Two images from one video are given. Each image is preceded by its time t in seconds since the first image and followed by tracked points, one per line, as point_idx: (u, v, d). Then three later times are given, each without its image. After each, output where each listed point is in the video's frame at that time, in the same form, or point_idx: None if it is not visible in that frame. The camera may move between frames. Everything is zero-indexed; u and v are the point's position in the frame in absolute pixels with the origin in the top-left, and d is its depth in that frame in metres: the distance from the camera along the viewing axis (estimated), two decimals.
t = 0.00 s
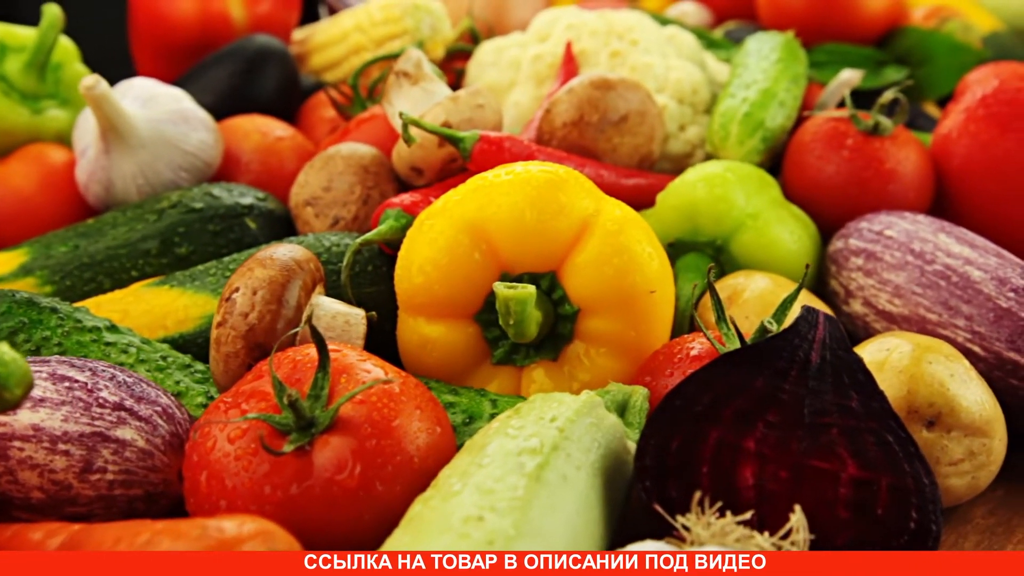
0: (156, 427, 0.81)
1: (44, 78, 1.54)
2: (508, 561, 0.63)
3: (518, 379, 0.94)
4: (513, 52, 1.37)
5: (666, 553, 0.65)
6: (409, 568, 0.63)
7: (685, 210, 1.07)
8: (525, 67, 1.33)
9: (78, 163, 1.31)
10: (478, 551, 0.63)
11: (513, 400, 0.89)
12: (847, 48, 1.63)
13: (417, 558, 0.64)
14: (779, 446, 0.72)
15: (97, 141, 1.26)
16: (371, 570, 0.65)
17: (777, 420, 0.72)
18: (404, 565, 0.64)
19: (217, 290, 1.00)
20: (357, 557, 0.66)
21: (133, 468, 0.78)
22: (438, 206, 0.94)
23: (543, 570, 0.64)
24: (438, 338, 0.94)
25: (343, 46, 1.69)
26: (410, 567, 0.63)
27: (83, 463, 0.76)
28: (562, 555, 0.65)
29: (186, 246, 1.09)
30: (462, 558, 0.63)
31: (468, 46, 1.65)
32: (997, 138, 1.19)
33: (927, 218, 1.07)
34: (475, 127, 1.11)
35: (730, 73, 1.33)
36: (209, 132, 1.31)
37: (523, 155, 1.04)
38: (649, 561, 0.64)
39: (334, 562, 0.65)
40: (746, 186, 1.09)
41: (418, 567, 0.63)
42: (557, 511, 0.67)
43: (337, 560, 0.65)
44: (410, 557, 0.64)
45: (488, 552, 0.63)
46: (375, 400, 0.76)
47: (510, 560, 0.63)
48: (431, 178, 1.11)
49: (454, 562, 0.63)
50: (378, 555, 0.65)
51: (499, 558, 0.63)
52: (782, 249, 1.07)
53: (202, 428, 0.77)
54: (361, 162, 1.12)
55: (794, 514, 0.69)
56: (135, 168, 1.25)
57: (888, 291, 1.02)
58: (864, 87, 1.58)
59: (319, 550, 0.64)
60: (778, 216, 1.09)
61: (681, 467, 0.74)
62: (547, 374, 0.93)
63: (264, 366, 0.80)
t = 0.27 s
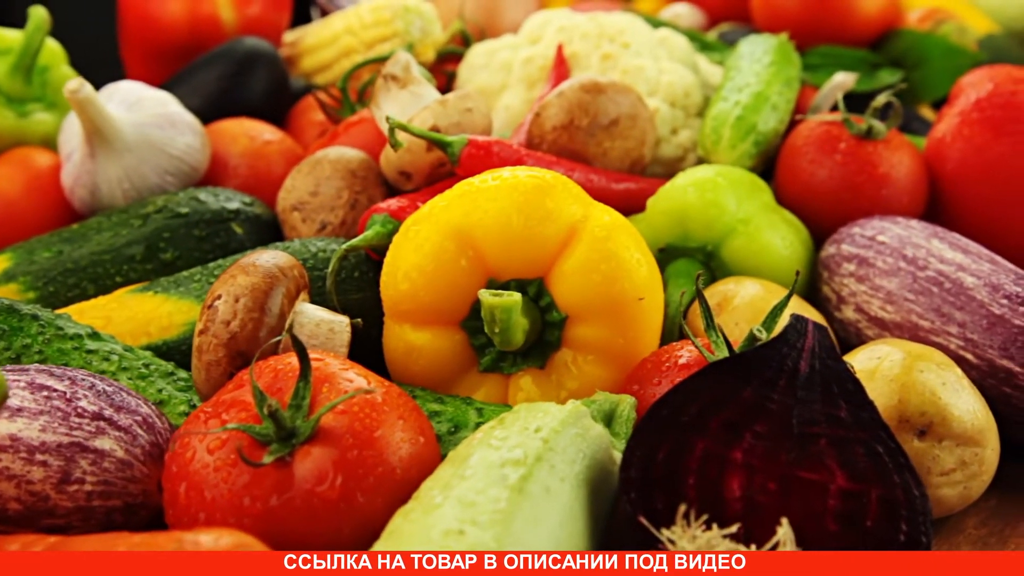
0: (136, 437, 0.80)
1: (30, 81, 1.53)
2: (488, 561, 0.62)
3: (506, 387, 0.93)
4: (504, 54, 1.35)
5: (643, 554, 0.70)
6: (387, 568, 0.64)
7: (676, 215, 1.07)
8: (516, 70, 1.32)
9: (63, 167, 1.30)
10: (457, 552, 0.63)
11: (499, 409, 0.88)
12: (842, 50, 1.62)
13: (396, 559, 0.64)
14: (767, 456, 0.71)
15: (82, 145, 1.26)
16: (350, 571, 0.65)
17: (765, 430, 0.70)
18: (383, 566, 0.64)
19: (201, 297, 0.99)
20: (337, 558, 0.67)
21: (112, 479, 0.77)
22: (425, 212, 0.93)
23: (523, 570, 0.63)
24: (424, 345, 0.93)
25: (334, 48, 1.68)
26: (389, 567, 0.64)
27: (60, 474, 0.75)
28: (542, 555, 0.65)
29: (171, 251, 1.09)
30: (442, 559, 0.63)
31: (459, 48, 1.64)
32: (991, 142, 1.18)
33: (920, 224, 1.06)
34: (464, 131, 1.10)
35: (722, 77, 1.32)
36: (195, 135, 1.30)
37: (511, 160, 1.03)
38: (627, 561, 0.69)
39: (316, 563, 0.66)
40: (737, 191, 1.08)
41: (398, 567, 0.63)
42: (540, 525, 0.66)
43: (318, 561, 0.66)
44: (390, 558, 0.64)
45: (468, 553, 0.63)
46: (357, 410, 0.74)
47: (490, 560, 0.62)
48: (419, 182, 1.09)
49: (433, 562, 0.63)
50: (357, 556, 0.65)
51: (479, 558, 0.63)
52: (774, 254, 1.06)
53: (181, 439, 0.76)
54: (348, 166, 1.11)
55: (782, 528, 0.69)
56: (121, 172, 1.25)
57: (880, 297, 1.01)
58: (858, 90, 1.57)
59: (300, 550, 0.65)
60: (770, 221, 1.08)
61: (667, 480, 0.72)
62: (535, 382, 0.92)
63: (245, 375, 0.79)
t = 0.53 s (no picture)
0: (115, 447, 0.78)
1: (16, 84, 1.52)
2: (468, 560, 0.63)
3: (492, 396, 0.92)
4: (495, 57, 1.34)
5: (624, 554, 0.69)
6: (368, 568, 0.65)
7: (666, 221, 1.06)
8: (506, 73, 1.31)
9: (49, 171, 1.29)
10: (436, 552, 0.63)
11: (485, 418, 0.87)
12: (836, 53, 1.61)
13: (376, 559, 0.65)
14: (754, 467, 0.69)
15: (67, 150, 1.25)
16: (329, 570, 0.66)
17: (752, 440, 0.69)
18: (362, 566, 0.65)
19: (184, 303, 0.98)
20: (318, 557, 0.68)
21: (90, 490, 0.76)
22: (411, 217, 0.92)
23: (503, 569, 0.63)
24: (409, 353, 0.91)
25: (324, 51, 1.67)
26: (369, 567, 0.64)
27: (38, 485, 0.74)
28: (522, 555, 0.65)
29: (156, 257, 1.08)
30: (421, 559, 0.63)
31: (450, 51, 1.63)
32: (985, 146, 1.17)
33: (913, 229, 1.05)
34: (452, 135, 1.08)
35: (715, 80, 1.31)
36: (182, 139, 1.29)
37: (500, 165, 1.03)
38: (610, 561, 0.69)
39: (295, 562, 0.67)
40: (728, 196, 1.07)
41: (378, 567, 0.64)
42: (523, 539, 0.65)
43: (298, 560, 0.67)
44: (369, 558, 0.65)
45: (447, 553, 0.63)
46: (338, 420, 0.73)
47: (468, 560, 0.63)
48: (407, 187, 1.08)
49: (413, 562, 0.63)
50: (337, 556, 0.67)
51: (458, 558, 0.63)
52: (765, 260, 1.05)
53: (161, 449, 0.75)
54: (336, 171, 1.10)
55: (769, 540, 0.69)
56: (106, 177, 1.24)
57: (872, 303, 1.00)
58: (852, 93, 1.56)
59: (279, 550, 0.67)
60: (761, 226, 1.07)
61: (653, 491, 0.71)
62: (522, 391, 0.91)
63: (226, 384, 0.78)
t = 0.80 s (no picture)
0: (93, 457, 0.77)
1: (2, 87, 1.51)
2: (447, 561, 0.63)
3: (479, 404, 0.91)
4: (486, 60, 1.33)
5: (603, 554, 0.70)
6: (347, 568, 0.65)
7: (657, 226, 1.05)
8: (497, 76, 1.30)
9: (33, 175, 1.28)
10: (416, 552, 0.64)
11: (470, 428, 0.86)
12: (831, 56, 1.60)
13: (355, 559, 0.65)
14: (741, 479, 0.68)
15: (52, 154, 1.24)
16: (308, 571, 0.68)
17: (739, 452, 0.67)
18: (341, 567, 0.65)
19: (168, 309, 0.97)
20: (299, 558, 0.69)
21: (68, 501, 0.74)
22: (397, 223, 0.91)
23: (482, 570, 0.63)
24: (395, 361, 0.90)
25: (313, 53, 1.66)
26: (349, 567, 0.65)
27: (15, 496, 0.72)
28: (501, 555, 0.65)
29: (140, 262, 1.08)
30: (401, 559, 0.64)
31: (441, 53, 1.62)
32: (980, 150, 1.16)
33: (906, 234, 1.04)
34: (441, 139, 1.07)
35: (707, 83, 1.30)
36: (168, 143, 1.28)
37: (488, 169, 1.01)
38: (589, 561, 0.69)
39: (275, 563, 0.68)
40: (719, 201, 1.07)
41: (357, 567, 0.64)
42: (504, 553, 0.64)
43: (277, 560, 0.68)
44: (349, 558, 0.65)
45: (427, 553, 0.63)
46: (319, 431, 0.72)
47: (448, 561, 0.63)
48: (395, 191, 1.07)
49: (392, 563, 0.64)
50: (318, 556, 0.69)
51: (438, 558, 0.63)
52: (756, 265, 1.04)
53: (139, 461, 0.73)
54: (323, 175, 1.09)
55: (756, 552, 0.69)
56: (91, 182, 1.23)
57: (864, 310, 0.99)
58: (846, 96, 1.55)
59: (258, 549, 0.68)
60: (753, 232, 1.06)
61: (639, 503, 0.70)
62: (509, 399, 0.90)
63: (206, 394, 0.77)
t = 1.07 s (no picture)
0: (71, 468, 0.76)
1: None
2: (426, 560, 0.63)
3: (465, 412, 0.90)
4: (477, 63, 1.32)
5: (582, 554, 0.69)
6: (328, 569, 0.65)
7: (647, 232, 1.04)
8: (487, 79, 1.28)
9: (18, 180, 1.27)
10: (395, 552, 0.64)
11: (455, 437, 0.85)
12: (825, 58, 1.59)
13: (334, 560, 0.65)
14: (728, 491, 0.67)
15: (36, 159, 1.23)
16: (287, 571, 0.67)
17: (725, 463, 0.65)
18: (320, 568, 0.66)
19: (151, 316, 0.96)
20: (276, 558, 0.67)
21: (44, 513, 0.73)
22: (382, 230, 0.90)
23: (462, 570, 0.63)
24: (380, 369, 0.89)
25: (303, 56, 1.66)
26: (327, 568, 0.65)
27: None
28: (480, 555, 0.64)
29: (124, 268, 1.07)
30: (380, 559, 0.64)
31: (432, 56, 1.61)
32: (974, 154, 1.15)
33: (898, 240, 1.03)
34: (428, 144, 1.06)
35: (699, 87, 1.29)
36: (154, 147, 1.27)
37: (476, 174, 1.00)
38: (569, 561, 0.68)
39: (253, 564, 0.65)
40: (710, 206, 1.06)
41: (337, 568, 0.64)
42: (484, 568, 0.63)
43: (258, 560, 0.66)
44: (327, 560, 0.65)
45: (407, 553, 0.63)
46: (300, 442, 0.70)
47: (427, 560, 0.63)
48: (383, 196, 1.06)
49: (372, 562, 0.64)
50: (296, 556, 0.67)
51: (417, 558, 0.63)
52: (746, 272, 1.03)
53: (116, 473, 0.72)
54: (310, 180, 1.08)
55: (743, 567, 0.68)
56: (75, 186, 1.22)
57: (856, 316, 0.98)
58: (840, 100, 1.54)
59: (238, 549, 0.66)
60: (743, 239, 1.05)
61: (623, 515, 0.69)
62: (496, 407, 0.89)
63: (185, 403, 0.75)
